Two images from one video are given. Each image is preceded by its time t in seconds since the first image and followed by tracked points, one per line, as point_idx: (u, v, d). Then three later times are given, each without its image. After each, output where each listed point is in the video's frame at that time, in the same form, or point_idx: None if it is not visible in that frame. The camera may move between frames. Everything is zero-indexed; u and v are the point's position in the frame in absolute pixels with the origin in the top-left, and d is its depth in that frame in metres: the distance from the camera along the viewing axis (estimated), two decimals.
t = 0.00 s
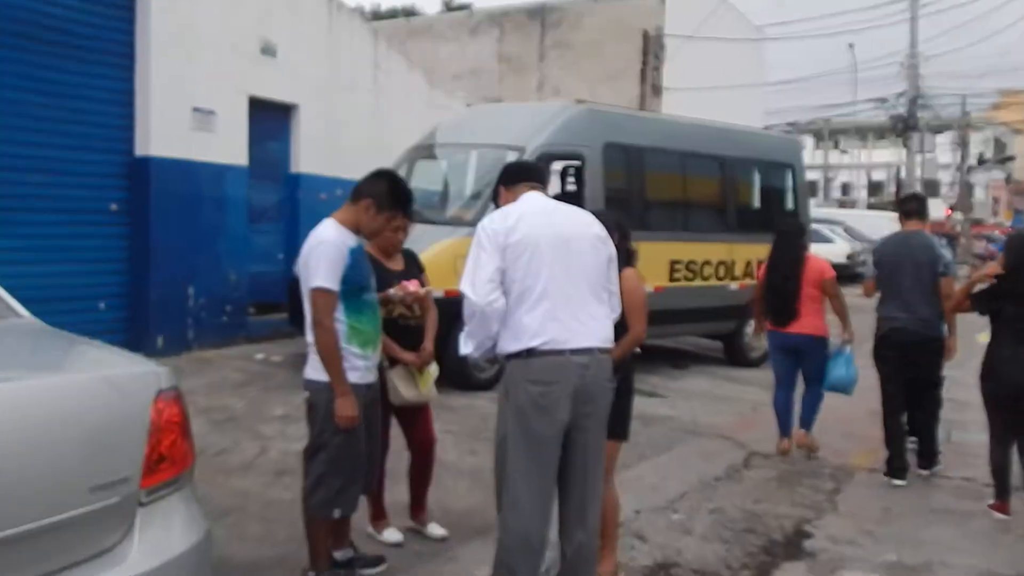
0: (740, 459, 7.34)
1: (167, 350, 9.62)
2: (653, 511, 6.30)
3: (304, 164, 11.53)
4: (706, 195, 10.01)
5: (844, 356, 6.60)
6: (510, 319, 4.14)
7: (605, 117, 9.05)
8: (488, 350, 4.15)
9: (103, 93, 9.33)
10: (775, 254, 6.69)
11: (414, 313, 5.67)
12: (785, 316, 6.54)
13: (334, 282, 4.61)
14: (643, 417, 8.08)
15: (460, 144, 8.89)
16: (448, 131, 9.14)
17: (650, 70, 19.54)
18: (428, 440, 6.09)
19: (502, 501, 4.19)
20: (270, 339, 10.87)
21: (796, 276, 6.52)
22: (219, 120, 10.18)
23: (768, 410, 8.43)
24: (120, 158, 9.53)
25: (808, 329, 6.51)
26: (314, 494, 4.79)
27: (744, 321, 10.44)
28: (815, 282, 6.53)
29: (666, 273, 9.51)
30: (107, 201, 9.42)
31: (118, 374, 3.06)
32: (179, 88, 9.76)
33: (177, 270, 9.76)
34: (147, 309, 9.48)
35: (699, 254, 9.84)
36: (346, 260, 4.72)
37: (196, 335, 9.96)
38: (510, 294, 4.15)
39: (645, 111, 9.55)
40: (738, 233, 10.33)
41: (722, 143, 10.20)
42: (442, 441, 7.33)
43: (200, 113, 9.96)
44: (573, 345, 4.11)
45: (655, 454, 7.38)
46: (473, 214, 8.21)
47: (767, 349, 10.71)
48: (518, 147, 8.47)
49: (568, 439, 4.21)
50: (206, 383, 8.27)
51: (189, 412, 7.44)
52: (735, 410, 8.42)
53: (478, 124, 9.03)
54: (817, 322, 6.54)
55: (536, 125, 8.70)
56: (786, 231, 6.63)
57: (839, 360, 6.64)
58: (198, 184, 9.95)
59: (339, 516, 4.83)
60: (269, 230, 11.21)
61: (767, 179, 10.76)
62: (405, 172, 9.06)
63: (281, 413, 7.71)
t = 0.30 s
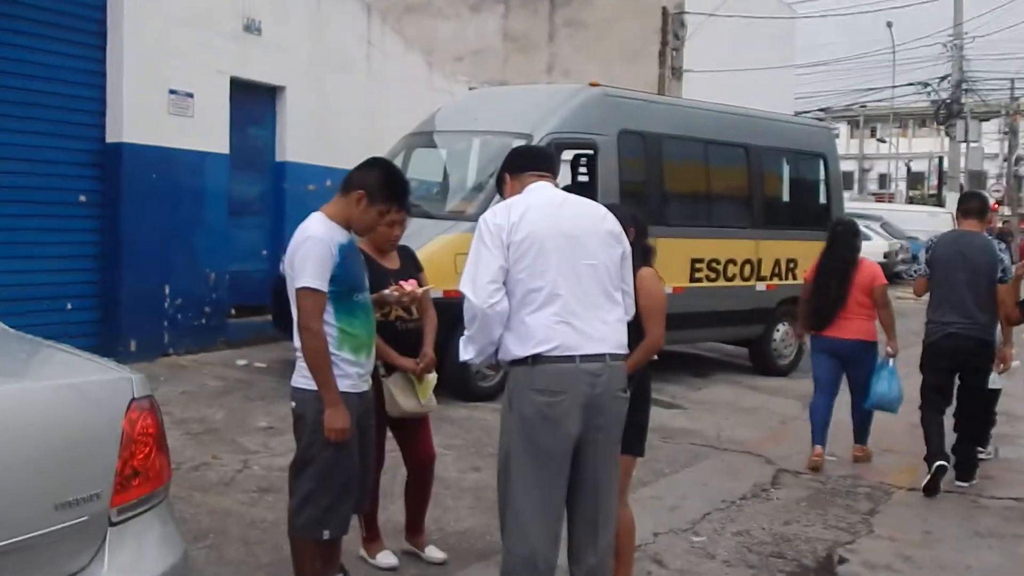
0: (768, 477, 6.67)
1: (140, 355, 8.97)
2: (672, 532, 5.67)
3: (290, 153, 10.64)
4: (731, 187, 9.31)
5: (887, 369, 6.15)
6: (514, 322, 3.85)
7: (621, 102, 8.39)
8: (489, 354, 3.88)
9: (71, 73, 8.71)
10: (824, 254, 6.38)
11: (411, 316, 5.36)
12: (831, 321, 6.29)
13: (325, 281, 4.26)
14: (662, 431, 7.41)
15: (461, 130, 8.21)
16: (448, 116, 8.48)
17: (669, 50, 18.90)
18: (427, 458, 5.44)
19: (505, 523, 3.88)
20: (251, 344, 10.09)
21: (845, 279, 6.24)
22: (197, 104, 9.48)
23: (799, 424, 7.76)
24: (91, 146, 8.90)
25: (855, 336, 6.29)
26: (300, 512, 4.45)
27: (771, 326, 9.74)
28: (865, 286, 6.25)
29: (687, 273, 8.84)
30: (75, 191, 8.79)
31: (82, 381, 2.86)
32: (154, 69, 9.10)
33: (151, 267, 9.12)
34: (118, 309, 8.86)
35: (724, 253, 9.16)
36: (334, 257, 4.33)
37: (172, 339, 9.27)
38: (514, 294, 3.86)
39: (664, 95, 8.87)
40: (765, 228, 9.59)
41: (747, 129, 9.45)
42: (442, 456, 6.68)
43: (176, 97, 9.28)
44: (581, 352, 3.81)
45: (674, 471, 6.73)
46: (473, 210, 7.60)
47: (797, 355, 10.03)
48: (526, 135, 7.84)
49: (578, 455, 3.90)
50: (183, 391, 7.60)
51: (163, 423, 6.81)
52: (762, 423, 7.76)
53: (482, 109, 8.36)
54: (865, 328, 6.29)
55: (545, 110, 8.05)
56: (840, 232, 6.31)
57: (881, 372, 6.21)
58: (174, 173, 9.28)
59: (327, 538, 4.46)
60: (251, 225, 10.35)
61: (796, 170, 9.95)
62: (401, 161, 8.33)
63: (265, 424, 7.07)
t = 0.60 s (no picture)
0: (811, 502, 5.83)
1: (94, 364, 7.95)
2: (701, 568, 4.85)
3: (267, 134, 9.35)
4: (768, 171, 8.44)
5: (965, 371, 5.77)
6: (521, 325, 3.34)
7: (642, 76, 7.56)
8: (492, 363, 3.36)
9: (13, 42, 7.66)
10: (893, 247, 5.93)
11: (403, 319, 4.57)
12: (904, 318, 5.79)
13: (303, 279, 3.60)
14: (689, 449, 6.56)
15: (459, 108, 7.36)
16: (444, 91, 7.62)
17: (696, 15, 16.97)
18: (420, 492, 4.61)
19: (507, 550, 3.38)
20: (220, 351, 8.96)
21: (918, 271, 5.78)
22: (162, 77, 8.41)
23: (844, 442, 6.91)
24: (39, 125, 7.86)
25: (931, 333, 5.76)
26: (275, 544, 3.74)
27: (813, 330, 8.86)
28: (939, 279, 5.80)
29: (717, 269, 8.00)
30: (22, 176, 7.76)
31: (34, 394, 2.55)
32: (111, 37, 8.06)
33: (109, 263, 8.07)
34: (71, 310, 7.83)
35: (758, 247, 8.30)
36: (315, 253, 3.67)
37: (131, 345, 8.23)
38: (520, 294, 3.33)
39: (690, 68, 8.04)
40: (807, 219, 8.70)
41: (783, 107, 8.57)
42: (437, 479, 5.84)
43: (138, 69, 8.24)
44: (597, 360, 3.30)
45: (702, 495, 5.89)
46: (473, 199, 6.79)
47: (842, 363, 9.13)
48: (534, 113, 7.02)
49: (591, 475, 3.40)
50: (144, 405, 6.77)
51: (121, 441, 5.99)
52: (802, 441, 6.91)
53: (484, 83, 7.49)
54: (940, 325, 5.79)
55: (555, 86, 7.22)
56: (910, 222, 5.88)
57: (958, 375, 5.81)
58: (133, 156, 8.21)
59: (308, 571, 3.75)
60: (221, 213, 9.12)
61: (841, 151, 9.06)
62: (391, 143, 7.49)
63: (238, 442, 6.24)
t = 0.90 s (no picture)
0: (865, 538, 5.02)
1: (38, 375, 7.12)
2: None
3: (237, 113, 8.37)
4: (816, 155, 7.65)
5: None
6: (529, 334, 2.95)
7: (668, 46, 6.81)
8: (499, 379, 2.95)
9: None
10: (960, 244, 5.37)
11: (394, 326, 3.79)
12: (979, 327, 5.23)
13: (282, 280, 3.01)
14: (724, 477, 5.76)
15: (460, 83, 6.57)
16: (442, 64, 6.81)
17: None
18: (414, 538, 3.84)
19: None
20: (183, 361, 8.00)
21: (991, 273, 5.23)
22: (118, 48, 7.55)
23: (902, 469, 6.09)
24: None
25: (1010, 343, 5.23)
26: None
27: (867, 339, 8.01)
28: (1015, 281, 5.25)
29: (757, 270, 7.25)
30: None
31: None
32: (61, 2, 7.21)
33: (58, 259, 7.24)
34: (11, 311, 7.00)
35: (805, 245, 7.53)
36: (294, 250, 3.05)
37: (82, 354, 7.36)
38: (529, 298, 2.94)
39: (725, 37, 7.27)
40: (858, 211, 7.88)
41: (834, 83, 7.78)
42: (433, 510, 5.04)
43: (92, 38, 7.39)
44: (617, 373, 2.92)
45: (740, 530, 5.07)
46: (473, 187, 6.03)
47: (900, 377, 8.24)
48: (547, 90, 6.28)
49: (611, 505, 3.01)
50: (96, 425, 5.97)
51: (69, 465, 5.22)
52: (855, 467, 6.10)
53: (487, 56, 6.70)
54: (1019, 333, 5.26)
55: (570, 61, 6.46)
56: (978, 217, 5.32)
57: None
58: (84, 136, 7.35)
59: None
60: (185, 205, 8.16)
61: (900, 132, 8.22)
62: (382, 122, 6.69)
63: (205, 466, 5.45)
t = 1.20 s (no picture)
0: None
1: None
2: None
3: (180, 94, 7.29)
4: (893, 136, 6.72)
5: None
6: (536, 362, 2.36)
7: (701, 12, 5.93)
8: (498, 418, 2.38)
9: None
10: None
11: (372, 354, 2.96)
12: None
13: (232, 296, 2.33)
14: (778, 541, 4.77)
15: (450, 54, 5.57)
16: (429, 32, 5.81)
17: None
18: None
19: None
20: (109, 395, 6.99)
21: None
22: (37, 14, 6.56)
23: (1000, 531, 5.09)
24: None
25: None
26: None
27: (955, 370, 7.03)
28: None
29: (821, 282, 6.30)
30: None
31: None
32: None
33: None
34: None
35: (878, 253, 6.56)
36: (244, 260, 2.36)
37: None
38: (536, 320, 2.36)
39: None
40: (945, 207, 6.91)
41: (911, 52, 6.85)
42: None
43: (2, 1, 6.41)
44: (649, 411, 2.33)
45: None
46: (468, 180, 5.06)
47: (997, 417, 7.23)
48: (560, 60, 5.36)
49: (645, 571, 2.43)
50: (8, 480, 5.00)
51: None
52: (943, 527, 5.11)
53: (482, 21, 5.70)
54: None
55: (584, 30, 5.51)
56: None
57: None
58: None
59: None
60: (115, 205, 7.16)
61: (990, 111, 7.25)
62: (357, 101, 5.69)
63: (138, 529, 4.48)
